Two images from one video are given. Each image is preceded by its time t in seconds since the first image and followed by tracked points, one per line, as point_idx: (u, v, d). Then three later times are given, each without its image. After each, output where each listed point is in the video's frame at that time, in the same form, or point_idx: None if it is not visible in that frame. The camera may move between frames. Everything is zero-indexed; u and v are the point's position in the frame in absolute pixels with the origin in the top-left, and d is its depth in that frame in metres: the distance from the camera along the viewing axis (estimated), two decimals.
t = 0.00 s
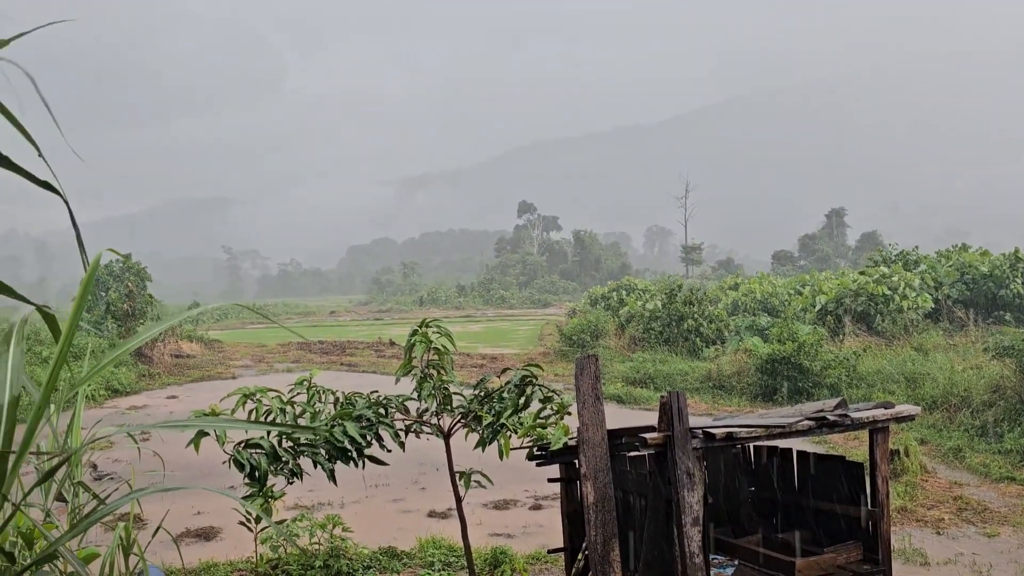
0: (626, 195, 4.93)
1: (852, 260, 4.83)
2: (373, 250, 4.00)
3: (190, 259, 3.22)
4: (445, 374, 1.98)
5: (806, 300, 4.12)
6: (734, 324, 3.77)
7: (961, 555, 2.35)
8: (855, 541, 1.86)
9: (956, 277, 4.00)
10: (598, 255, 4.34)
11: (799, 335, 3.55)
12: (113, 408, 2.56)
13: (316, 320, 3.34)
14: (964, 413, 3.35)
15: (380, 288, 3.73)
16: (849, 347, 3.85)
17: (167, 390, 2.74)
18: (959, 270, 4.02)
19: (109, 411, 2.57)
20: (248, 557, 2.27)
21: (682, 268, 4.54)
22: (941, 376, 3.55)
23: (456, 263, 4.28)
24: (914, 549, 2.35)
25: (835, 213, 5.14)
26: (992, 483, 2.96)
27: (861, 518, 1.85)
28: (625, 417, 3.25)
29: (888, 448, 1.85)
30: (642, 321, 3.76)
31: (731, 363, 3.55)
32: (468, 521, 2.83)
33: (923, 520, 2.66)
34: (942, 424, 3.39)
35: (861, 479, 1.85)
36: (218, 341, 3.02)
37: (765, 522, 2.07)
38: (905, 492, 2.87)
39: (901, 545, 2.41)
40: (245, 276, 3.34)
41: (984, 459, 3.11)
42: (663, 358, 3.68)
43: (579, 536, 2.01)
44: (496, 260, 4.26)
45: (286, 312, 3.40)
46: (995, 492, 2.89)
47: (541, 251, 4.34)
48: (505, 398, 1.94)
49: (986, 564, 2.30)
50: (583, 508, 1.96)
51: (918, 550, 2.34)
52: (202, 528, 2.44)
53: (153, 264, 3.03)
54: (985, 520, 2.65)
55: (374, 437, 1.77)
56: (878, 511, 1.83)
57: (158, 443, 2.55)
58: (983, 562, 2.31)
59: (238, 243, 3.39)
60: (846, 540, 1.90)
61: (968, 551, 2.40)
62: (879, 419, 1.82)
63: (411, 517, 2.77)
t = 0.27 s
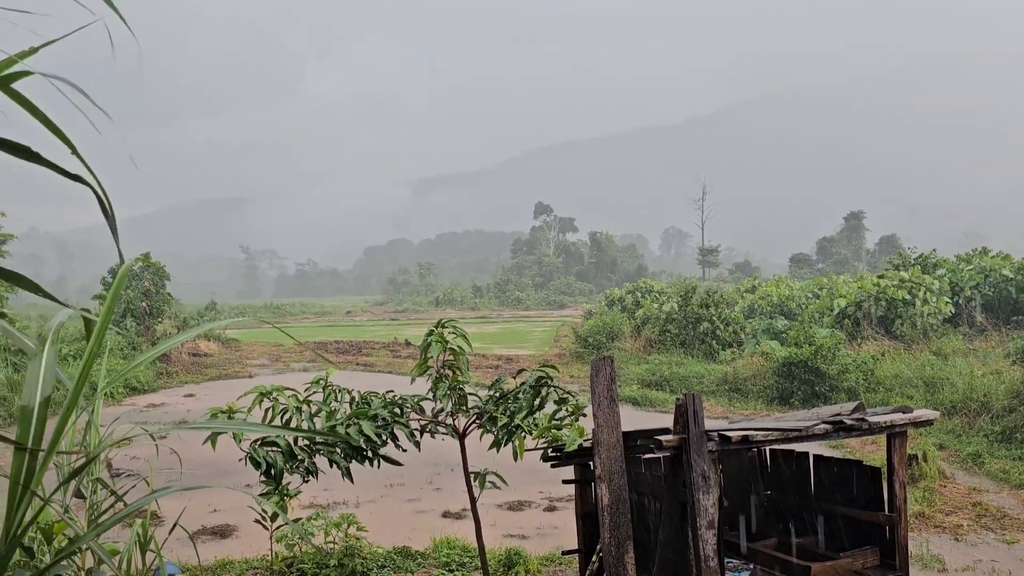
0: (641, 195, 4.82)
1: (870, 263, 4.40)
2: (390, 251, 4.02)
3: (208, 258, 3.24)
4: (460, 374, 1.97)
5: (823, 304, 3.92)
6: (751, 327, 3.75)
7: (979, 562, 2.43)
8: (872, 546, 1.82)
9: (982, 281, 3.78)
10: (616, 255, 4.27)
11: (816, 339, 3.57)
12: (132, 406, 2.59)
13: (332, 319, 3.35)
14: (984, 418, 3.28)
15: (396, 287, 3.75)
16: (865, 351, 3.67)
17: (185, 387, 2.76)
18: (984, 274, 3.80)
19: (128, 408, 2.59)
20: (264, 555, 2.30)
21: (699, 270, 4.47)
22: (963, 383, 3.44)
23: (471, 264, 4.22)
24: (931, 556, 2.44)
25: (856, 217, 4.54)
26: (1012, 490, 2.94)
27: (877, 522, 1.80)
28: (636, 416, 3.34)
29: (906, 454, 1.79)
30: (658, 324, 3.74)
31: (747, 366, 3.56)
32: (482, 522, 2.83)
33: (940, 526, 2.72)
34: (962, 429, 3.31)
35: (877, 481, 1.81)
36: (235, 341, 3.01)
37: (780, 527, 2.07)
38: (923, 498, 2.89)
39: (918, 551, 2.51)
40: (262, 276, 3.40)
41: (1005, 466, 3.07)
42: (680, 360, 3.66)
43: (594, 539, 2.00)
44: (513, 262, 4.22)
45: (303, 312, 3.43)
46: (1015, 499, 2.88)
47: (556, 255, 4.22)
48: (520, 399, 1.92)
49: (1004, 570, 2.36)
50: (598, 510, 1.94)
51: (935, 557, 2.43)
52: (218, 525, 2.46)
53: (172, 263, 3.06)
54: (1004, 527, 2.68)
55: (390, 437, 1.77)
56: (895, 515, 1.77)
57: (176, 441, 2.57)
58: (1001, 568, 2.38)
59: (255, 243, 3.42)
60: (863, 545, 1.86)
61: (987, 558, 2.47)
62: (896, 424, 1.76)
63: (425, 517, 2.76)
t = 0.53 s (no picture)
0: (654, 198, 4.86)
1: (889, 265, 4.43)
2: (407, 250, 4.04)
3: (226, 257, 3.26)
4: (476, 374, 1.96)
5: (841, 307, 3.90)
6: (767, 328, 3.68)
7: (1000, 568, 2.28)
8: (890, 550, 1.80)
9: (1003, 282, 3.72)
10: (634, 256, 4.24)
11: (834, 341, 3.42)
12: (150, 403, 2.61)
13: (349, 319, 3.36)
14: (1005, 421, 3.14)
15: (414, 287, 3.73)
16: (883, 353, 3.64)
17: (203, 385, 2.79)
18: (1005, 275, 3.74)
19: (146, 405, 2.62)
20: (279, 552, 2.31)
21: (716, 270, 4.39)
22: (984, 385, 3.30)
23: (486, 263, 4.28)
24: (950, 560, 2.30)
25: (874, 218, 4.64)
26: None
27: (896, 526, 1.78)
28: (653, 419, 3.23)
29: (924, 457, 1.77)
30: (674, 325, 3.68)
31: (763, 368, 3.46)
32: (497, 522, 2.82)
33: (959, 530, 2.59)
34: (982, 433, 3.19)
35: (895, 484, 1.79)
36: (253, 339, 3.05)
37: (797, 530, 2.03)
38: (941, 502, 2.77)
39: (936, 555, 2.38)
40: (280, 275, 3.41)
41: None
42: (696, 361, 3.59)
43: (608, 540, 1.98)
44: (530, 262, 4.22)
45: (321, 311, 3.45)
46: None
47: (574, 255, 4.22)
48: (535, 399, 1.91)
49: None
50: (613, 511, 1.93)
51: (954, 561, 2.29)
52: (234, 522, 2.48)
53: (190, 261, 3.09)
54: None
55: (406, 436, 1.77)
56: (913, 519, 1.76)
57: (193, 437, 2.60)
58: None
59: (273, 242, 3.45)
60: (881, 549, 1.84)
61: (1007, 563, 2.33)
62: (914, 426, 1.74)
63: (440, 516, 2.75)
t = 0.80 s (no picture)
0: (671, 198, 4.81)
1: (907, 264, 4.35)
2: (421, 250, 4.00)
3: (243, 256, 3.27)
4: (491, 373, 1.96)
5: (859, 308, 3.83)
6: (783, 329, 3.69)
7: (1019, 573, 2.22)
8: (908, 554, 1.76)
9: None
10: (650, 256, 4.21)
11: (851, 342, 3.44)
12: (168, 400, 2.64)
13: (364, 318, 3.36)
14: None
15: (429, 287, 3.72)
16: (902, 354, 3.58)
17: (220, 383, 2.81)
18: None
19: (163, 402, 2.65)
20: (295, 549, 2.33)
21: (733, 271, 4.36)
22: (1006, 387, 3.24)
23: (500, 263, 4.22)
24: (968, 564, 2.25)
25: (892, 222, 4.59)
26: None
27: (914, 530, 1.74)
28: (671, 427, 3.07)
29: (942, 461, 1.72)
30: (691, 326, 3.64)
31: (780, 369, 3.46)
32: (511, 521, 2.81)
33: (978, 534, 2.53)
34: (1002, 437, 3.08)
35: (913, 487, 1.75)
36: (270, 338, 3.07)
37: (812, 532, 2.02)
38: (960, 506, 2.70)
39: (954, 558, 2.31)
40: (297, 275, 3.42)
41: None
42: (712, 362, 3.55)
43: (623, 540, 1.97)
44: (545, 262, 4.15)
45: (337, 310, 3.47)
46: None
47: (590, 254, 4.19)
48: (550, 398, 1.90)
49: None
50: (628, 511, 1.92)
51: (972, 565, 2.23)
52: (250, 519, 2.49)
53: (208, 260, 3.11)
54: None
55: (421, 435, 1.77)
56: (932, 523, 1.71)
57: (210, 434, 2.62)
58: None
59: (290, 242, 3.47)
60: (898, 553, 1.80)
61: None
62: (934, 430, 1.69)
63: (454, 516, 2.75)
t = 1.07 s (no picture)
0: (692, 196, 4.70)
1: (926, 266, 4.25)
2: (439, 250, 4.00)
3: (259, 254, 3.29)
4: (506, 373, 1.95)
5: (878, 311, 3.76)
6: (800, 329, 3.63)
7: None
8: (925, 557, 1.72)
9: None
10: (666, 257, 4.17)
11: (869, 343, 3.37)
12: (184, 399, 2.66)
13: (379, 317, 3.37)
14: None
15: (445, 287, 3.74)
16: (920, 356, 3.51)
17: (237, 381, 2.83)
18: None
19: (181, 401, 2.67)
20: (310, 548, 2.34)
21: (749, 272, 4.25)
22: None
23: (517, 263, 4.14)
24: (987, 569, 2.20)
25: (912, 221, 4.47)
26: None
27: (931, 532, 1.71)
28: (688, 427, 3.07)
29: (961, 463, 1.68)
30: (706, 326, 3.58)
31: (796, 371, 3.37)
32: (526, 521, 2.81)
33: (997, 539, 2.50)
34: None
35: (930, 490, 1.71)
36: (287, 337, 3.09)
37: (830, 534, 1.99)
38: (978, 509, 2.70)
39: (973, 563, 2.28)
40: (313, 274, 3.40)
41: None
42: (729, 363, 3.50)
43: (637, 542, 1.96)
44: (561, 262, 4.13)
45: (353, 309, 3.48)
46: None
47: (605, 254, 4.16)
48: (564, 398, 1.89)
49: None
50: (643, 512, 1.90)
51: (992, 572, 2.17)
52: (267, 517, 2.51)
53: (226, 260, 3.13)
54: None
55: (435, 434, 1.76)
56: (949, 525, 1.68)
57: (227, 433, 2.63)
58: None
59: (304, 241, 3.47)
60: (916, 557, 1.76)
61: None
62: (952, 432, 1.65)
63: (469, 515, 2.75)
